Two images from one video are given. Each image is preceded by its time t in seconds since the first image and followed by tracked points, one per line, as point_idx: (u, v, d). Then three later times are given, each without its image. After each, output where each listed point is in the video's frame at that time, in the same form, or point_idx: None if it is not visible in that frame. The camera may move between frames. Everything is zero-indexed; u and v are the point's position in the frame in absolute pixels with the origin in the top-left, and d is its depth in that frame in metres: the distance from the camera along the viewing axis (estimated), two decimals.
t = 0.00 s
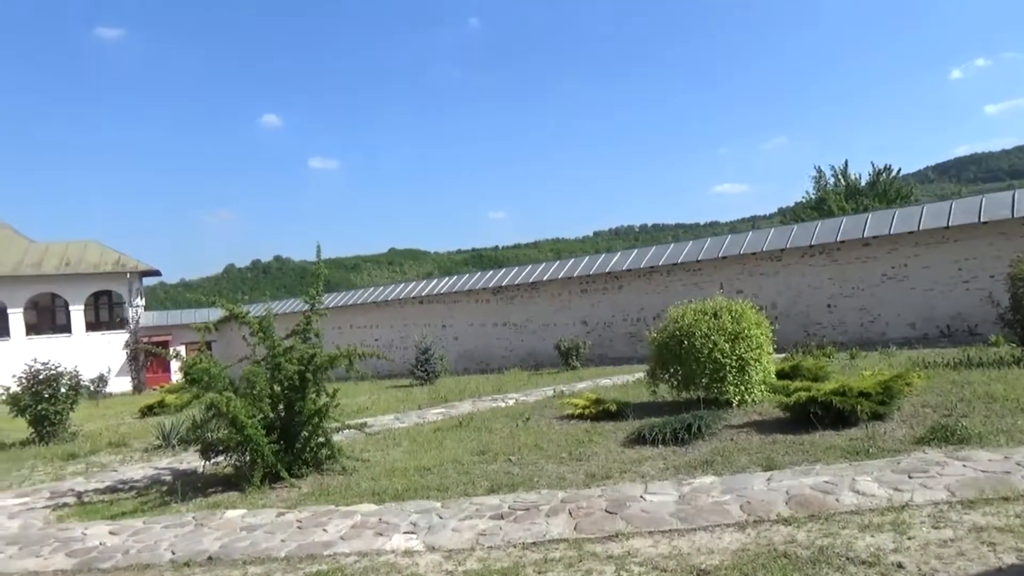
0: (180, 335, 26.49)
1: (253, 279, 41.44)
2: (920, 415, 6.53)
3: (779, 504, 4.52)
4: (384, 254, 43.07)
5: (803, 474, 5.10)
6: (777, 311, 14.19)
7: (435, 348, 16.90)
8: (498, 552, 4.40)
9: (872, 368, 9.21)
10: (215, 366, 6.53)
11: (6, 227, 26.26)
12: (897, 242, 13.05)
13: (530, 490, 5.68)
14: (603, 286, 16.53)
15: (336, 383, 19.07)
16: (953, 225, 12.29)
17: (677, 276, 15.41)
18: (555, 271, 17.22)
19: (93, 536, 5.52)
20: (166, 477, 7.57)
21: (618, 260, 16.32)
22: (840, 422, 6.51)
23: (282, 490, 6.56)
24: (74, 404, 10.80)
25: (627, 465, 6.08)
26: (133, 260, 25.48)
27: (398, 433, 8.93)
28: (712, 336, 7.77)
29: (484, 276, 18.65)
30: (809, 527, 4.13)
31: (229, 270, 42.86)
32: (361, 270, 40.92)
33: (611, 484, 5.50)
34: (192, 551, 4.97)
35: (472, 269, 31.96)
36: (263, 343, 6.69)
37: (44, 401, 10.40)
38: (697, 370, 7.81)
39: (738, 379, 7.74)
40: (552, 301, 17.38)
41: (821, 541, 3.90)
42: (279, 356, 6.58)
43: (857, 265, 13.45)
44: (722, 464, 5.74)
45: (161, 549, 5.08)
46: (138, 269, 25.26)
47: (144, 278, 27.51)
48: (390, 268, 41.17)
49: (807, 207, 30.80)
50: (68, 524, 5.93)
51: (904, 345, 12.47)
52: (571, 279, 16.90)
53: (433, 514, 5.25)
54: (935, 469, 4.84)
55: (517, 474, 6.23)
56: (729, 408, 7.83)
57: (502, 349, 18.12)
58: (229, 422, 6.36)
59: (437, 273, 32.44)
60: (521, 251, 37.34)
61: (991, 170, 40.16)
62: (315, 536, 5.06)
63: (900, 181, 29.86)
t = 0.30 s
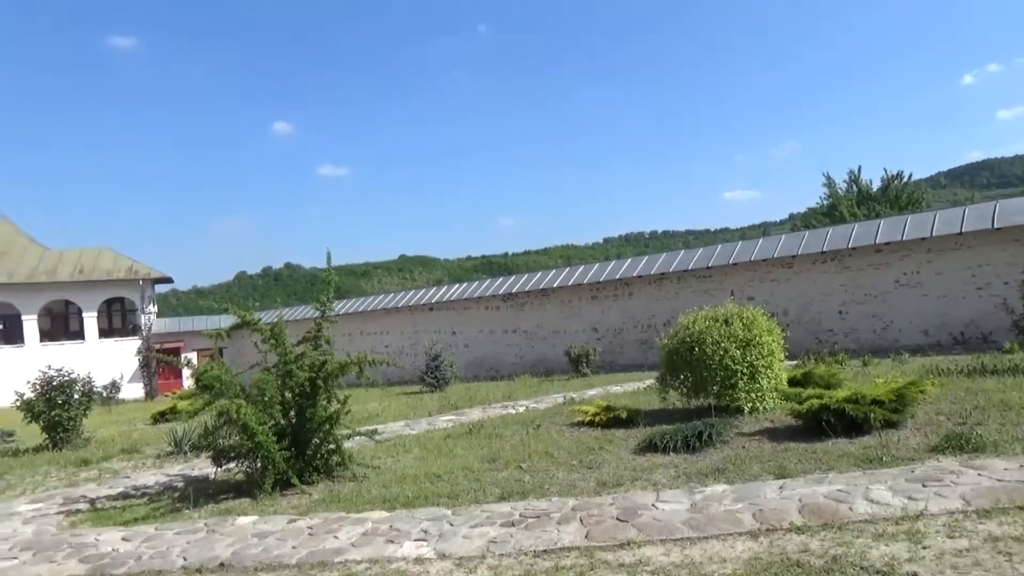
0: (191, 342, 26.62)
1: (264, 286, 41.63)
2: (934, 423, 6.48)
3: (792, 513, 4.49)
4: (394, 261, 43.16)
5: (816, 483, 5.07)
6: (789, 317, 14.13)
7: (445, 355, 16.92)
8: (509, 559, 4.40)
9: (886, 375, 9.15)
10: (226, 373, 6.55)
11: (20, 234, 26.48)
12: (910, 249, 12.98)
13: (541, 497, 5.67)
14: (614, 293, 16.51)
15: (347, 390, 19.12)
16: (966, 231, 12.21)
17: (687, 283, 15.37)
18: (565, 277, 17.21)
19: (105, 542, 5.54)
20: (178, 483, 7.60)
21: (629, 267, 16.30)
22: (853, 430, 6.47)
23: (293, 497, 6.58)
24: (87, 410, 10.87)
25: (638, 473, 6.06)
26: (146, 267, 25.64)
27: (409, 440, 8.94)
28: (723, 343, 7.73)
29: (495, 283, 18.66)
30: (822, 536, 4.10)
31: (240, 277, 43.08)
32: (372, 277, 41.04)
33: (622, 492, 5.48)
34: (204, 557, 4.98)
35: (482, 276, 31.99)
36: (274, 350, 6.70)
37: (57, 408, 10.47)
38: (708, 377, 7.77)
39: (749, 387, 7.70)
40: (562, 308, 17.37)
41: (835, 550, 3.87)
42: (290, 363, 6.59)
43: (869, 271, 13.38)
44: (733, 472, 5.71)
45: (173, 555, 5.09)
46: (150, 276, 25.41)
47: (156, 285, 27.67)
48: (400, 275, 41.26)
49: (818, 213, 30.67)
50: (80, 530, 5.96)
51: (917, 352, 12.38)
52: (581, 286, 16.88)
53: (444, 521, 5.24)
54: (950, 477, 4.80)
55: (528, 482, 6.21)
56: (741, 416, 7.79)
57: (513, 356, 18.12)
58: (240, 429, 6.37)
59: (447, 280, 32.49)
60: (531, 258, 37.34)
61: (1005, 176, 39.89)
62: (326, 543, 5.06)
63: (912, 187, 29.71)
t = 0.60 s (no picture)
0: (204, 347, 26.75)
1: (276, 291, 41.81)
2: (949, 430, 6.43)
3: (806, 520, 4.47)
4: (405, 266, 43.25)
5: (830, 490, 5.03)
6: (801, 323, 14.07)
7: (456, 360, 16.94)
8: (521, 565, 4.39)
9: (900, 381, 9.09)
10: (240, 379, 6.59)
11: (35, 240, 26.72)
12: (923, 253, 12.90)
13: (552, 503, 5.66)
14: (625, 299, 16.48)
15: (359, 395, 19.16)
16: (980, 236, 12.12)
17: (698, 288, 15.34)
18: (576, 282, 17.21)
19: (119, 547, 5.56)
20: (191, 488, 7.64)
21: (640, 272, 16.27)
22: (866, 436, 6.43)
23: (306, 502, 6.59)
24: (101, 415, 10.93)
25: (650, 479, 6.04)
26: (159, 272, 25.79)
27: (420, 445, 8.95)
28: (735, 348, 7.70)
29: (506, 288, 18.67)
30: (836, 544, 4.08)
31: (253, 282, 43.30)
32: (383, 283, 41.13)
33: (634, 499, 5.47)
34: (217, 562, 5.00)
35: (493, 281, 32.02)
36: (287, 355, 6.73)
37: (72, 412, 10.54)
38: (720, 382, 7.74)
39: (762, 393, 7.68)
40: (573, 313, 17.35)
41: (849, 558, 3.84)
42: (302, 368, 6.62)
43: (882, 276, 13.30)
44: (747, 478, 5.68)
45: (186, 559, 5.11)
46: (164, 281, 25.55)
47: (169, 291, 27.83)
48: (412, 280, 41.33)
49: (830, 218, 30.52)
50: (95, 534, 5.99)
51: (931, 357, 12.29)
52: (592, 292, 16.87)
53: (455, 527, 5.24)
54: (966, 484, 4.76)
55: (540, 487, 6.21)
56: (753, 421, 7.76)
57: (524, 361, 18.11)
58: (253, 434, 6.40)
59: (459, 285, 32.53)
60: (542, 263, 37.33)
61: (1020, 180, 39.56)
62: (339, 548, 5.07)
63: (925, 192, 29.53)
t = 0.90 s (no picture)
0: (218, 353, 26.90)
1: (289, 297, 42.01)
2: (966, 437, 6.37)
3: (822, 527, 4.44)
4: (417, 272, 43.35)
5: (846, 497, 5.00)
6: (815, 328, 13.99)
7: (469, 366, 16.95)
8: (535, 572, 4.38)
9: (916, 387, 9.01)
10: (254, 385, 6.62)
11: (52, 247, 26.96)
12: (939, 258, 12.81)
13: (566, 510, 5.65)
14: (637, 304, 16.45)
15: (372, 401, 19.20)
16: (996, 240, 12.01)
17: (711, 294, 15.28)
18: (588, 288, 17.19)
19: (134, 551, 5.60)
20: (205, 493, 7.67)
21: (652, 278, 16.24)
22: (882, 443, 6.38)
23: (319, 507, 6.61)
24: (117, 420, 11.01)
25: (664, 486, 6.02)
26: (174, 279, 25.95)
27: (433, 451, 8.96)
28: (749, 354, 7.67)
29: (518, 294, 18.67)
30: (852, 551, 4.05)
31: (266, 288, 43.53)
32: (395, 289, 41.24)
33: (648, 505, 5.44)
34: (231, 567, 5.02)
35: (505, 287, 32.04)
36: (301, 362, 6.76)
37: (88, 418, 10.62)
38: (734, 388, 7.71)
39: (776, 399, 7.64)
40: (586, 319, 17.33)
41: (866, 566, 3.82)
42: (316, 375, 6.64)
43: (897, 281, 13.22)
44: (762, 485, 5.65)
45: (201, 565, 5.14)
46: (179, 288, 25.70)
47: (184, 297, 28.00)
48: (424, 286, 41.42)
49: (844, 223, 30.35)
50: (111, 539, 6.03)
51: (947, 363, 12.18)
52: (605, 298, 16.85)
53: (468, 534, 5.24)
54: (984, 492, 4.72)
55: (553, 494, 6.19)
56: (768, 428, 7.71)
57: (536, 367, 18.09)
58: (267, 440, 6.42)
59: (470, 292, 32.59)
60: (554, 269, 37.32)
61: None
62: (352, 554, 5.08)
63: (940, 196, 29.31)
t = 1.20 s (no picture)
0: (236, 359, 27.08)
1: (306, 303, 42.25)
2: (989, 442, 6.30)
3: (843, 534, 4.40)
4: (433, 278, 43.46)
5: (866, 503, 4.96)
6: (834, 333, 13.88)
7: (485, 372, 16.97)
8: None
9: (937, 393, 8.92)
10: (272, 391, 6.66)
11: (74, 254, 27.26)
12: (959, 262, 12.68)
13: (583, 516, 5.63)
14: (654, 310, 16.40)
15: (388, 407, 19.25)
16: (1017, 243, 11.88)
17: (728, 299, 15.21)
18: (604, 294, 17.16)
19: (155, 557, 5.64)
20: (224, 498, 7.72)
21: (669, 283, 16.19)
22: (903, 449, 6.32)
23: (337, 513, 6.63)
24: (137, 426, 11.10)
25: (682, 492, 5.99)
26: (193, 285, 26.16)
27: (450, 457, 8.97)
28: (767, 359, 7.62)
29: (534, 300, 18.67)
30: (874, 559, 4.01)
31: (283, 295, 43.81)
32: (411, 295, 41.38)
33: (666, 512, 5.42)
34: (250, 573, 5.04)
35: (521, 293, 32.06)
36: (318, 367, 6.80)
37: (109, 423, 10.73)
38: (752, 394, 7.66)
39: (794, 405, 7.59)
40: (602, 324, 17.29)
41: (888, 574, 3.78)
42: (334, 380, 6.67)
43: (917, 285, 13.10)
44: (781, 491, 5.61)
45: (220, 570, 5.17)
46: (197, 294, 25.89)
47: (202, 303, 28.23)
48: (440, 292, 41.53)
49: (862, 227, 30.15)
50: (131, 544, 6.08)
51: (968, 368, 12.05)
52: (621, 303, 16.81)
53: (486, 539, 5.24)
54: (1008, 498, 4.66)
55: (570, 500, 6.18)
56: (786, 434, 7.66)
57: (552, 373, 18.07)
58: (285, 445, 6.45)
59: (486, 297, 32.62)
60: (570, 274, 37.31)
61: None
62: (370, 559, 5.09)
63: (959, 199, 29.03)
